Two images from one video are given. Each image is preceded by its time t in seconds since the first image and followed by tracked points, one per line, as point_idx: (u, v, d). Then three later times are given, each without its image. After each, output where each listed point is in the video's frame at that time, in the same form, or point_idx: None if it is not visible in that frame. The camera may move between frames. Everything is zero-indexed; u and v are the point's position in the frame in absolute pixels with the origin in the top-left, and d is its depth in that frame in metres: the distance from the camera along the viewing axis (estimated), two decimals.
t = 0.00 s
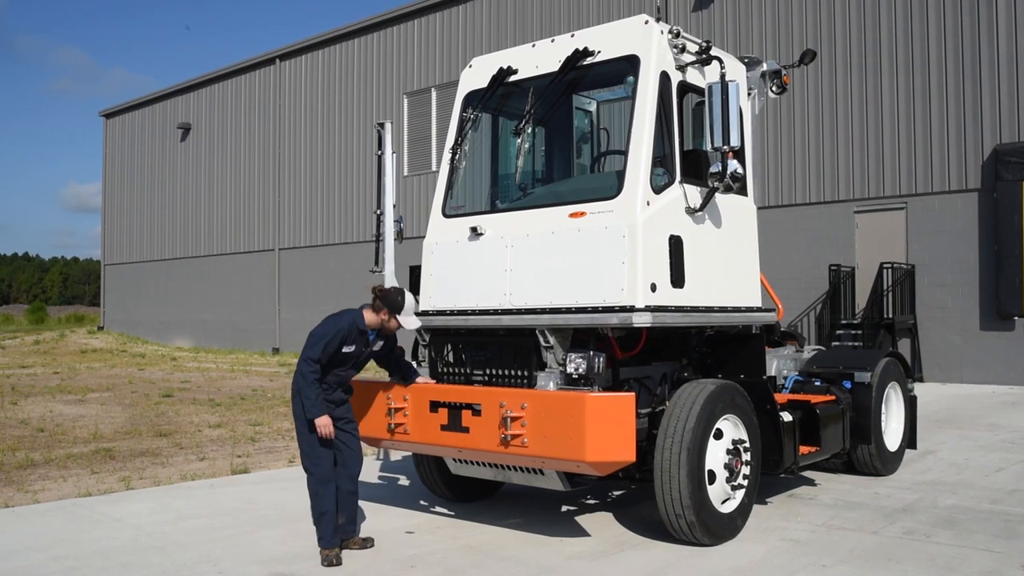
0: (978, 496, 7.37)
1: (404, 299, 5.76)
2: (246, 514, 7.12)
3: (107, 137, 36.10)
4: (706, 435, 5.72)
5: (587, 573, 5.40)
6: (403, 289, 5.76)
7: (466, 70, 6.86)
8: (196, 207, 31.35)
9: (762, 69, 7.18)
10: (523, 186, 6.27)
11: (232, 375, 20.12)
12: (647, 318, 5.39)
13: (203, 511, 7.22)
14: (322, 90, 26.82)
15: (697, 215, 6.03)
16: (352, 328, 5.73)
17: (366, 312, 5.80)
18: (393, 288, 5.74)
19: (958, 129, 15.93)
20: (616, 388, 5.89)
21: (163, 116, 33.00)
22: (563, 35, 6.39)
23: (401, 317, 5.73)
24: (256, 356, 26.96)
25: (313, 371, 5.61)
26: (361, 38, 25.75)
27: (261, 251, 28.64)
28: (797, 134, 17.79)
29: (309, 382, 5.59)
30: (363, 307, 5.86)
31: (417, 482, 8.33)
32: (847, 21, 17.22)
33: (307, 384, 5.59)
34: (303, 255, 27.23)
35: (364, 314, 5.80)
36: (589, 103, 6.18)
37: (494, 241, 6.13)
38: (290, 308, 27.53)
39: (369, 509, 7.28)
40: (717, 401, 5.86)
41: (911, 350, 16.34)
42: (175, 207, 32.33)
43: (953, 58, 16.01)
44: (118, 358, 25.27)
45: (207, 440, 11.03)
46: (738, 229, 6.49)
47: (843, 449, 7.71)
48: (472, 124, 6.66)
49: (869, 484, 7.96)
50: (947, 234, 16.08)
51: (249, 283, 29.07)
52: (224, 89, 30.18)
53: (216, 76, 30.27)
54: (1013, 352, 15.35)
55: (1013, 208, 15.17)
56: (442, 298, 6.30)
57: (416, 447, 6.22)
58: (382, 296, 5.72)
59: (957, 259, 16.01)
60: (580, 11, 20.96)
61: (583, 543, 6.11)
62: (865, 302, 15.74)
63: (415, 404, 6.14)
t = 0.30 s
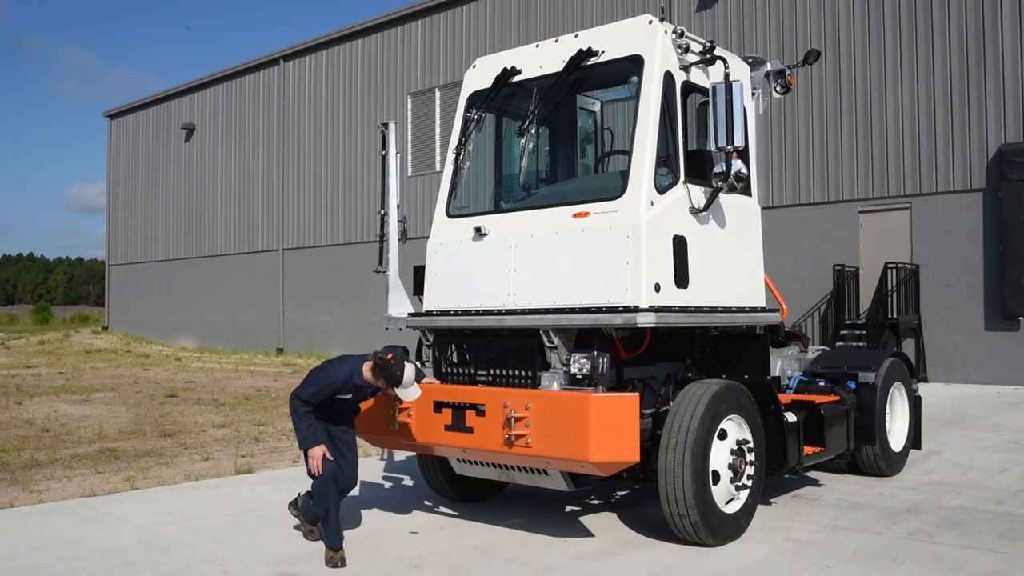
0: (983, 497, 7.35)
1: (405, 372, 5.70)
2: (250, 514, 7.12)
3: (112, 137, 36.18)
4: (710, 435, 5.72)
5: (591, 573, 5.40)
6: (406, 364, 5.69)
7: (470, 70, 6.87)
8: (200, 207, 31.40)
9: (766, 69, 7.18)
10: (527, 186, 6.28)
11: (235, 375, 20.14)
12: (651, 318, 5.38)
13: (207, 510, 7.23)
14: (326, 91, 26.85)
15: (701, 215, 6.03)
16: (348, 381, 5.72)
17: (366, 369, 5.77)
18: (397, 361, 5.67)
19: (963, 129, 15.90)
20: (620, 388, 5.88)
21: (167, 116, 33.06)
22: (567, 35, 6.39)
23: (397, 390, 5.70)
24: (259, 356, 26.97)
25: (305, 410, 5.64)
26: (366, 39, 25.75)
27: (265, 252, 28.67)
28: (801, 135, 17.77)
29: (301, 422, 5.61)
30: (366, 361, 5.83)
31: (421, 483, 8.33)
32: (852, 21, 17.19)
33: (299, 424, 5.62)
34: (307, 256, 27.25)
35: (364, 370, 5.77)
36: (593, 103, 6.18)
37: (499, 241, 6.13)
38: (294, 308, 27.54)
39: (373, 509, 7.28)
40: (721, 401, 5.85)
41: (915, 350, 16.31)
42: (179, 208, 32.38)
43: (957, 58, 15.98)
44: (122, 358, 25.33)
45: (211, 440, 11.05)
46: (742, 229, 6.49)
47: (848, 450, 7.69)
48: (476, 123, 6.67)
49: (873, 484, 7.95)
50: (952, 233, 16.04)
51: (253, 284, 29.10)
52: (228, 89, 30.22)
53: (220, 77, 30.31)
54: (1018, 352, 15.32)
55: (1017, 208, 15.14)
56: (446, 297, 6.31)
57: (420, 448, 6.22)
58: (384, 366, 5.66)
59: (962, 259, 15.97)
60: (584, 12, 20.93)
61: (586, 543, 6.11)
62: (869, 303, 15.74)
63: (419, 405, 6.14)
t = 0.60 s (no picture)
0: (984, 497, 7.34)
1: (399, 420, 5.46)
2: (252, 514, 7.12)
3: (113, 137, 36.20)
4: (711, 435, 5.72)
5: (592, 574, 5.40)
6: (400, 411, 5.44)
7: (472, 70, 6.87)
8: (201, 207, 31.40)
9: (768, 69, 7.18)
10: (528, 186, 6.27)
11: (237, 375, 20.14)
12: (652, 318, 5.37)
13: (209, 511, 7.23)
14: (327, 91, 26.84)
15: (702, 216, 6.03)
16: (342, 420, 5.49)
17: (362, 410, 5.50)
18: (391, 410, 5.41)
19: (964, 129, 15.90)
20: (621, 388, 5.88)
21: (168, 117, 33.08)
22: (568, 35, 6.38)
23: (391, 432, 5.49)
24: (261, 356, 26.96)
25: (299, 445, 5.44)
26: (367, 39, 25.76)
27: (267, 252, 28.68)
28: (803, 134, 17.76)
29: (293, 455, 5.41)
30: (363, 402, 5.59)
31: (422, 483, 8.32)
32: (854, 21, 17.18)
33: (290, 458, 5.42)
34: (308, 255, 27.25)
35: (360, 410, 5.51)
36: (594, 103, 6.17)
37: (500, 242, 6.13)
38: (295, 308, 27.55)
39: (374, 509, 7.29)
40: (723, 401, 5.85)
41: (916, 351, 16.29)
42: (180, 207, 32.40)
43: (959, 59, 15.97)
44: (124, 358, 25.33)
45: (213, 440, 11.05)
46: (743, 229, 6.49)
47: (849, 450, 7.69)
48: (477, 123, 6.67)
49: (874, 484, 7.95)
50: (953, 233, 16.04)
51: (254, 283, 29.11)
52: (230, 89, 30.22)
53: (222, 77, 30.31)
54: (1020, 352, 15.31)
55: (1018, 208, 15.14)
56: (448, 298, 6.31)
57: (422, 448, 6.22)
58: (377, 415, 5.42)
59: (963, 259, 15.97)
60: (586, 12, 20.93)
61: (587, 543, 6.11)
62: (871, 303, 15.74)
63: (420, 405, 6.14)
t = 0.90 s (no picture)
0: (985, 497, 7.34)
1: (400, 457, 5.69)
2: (251, 514, 7.12)
3: (114, 137, 36.20)
4: (711, 435, 5.72)
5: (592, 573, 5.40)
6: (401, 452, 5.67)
7: (472, 70, 6.86)
8: (201, 206, 31.41)
9: (768, 69, 7.18)
10: (528, 186, 6.27)
11: (237, 375, 20.15)
12: (652, 317, 5.37)
13: (209, 510, 7.23)
14: (328, 90, 26.82)
15: (702, 215, 6.03)
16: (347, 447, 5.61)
17: (364, 441, 5.59)
18: (391, 451, 5.63)
19: (965, 128, 15.89)
20: (621, 387, 5.89)
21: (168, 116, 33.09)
22: (568, 35, 6.38)
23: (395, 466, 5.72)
24: (261, 356, 26.95)
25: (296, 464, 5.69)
26: (367, 39, 25.75)
27: (267, 251, 28.67)
28: (803, 134, 17.75)
29: (288, 471, 5.68)
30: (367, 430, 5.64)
31: (422, 483, 8.32)
32: (854, 20, 17.17)
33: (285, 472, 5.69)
34: (308, 255, 27.24)
35: (364, 439, 5.60)
36: (594, 103, 6.17)
37: (500, 241, 6.13)
38: (296, 308, 27.53)
39: (374, 509, 7.29)
40: (723, 400, 5.85)
41: (916, 350, 16.28)
42: (180, 206, 32.39)
43: (959, 58, 15.96)
44: (125, 357, 25.33)
45: (213, 440, 11.05)
46: (743, 229, 6.49)
47: (849, 450, 7.68)
48: (477, 123, 6.67)
49: (874, 484, 7.95)
50: (953, 233, 16.04)
51: (255, 283, 29.11)
52: (230, 88, 30.21)
53: (222, 76, 30.30)
54: (1020, 352, 15.31)
55: (1018, 207, 15.14)
56: (448, 297, 6.31)
57: (422, 448, 6.23)
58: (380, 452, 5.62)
59: (963, 259, 15.97)
60: (586, 11, 20.93)
61: (587, 543, 6.11)
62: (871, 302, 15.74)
63: (420, 405, 6.14)
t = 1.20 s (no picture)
0: (986, 495, 7.33)
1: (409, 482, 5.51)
2: (252, 512, 7.13)
3: (114, 135, 36.21)
4: (712, 433, 5.72)
5: (593, 571, 5.40)
6: (411, 478, 5.49)
7: (473, 68, 6.86)
8: (201, 205, 31.44)
9: (769, 67, 7.17)
10: (529, 184, 6.28)
11: (238, 373, 20.17)
12: (653, 316, 5.39)
13: (210, 508, 7.24)
14: (328, 88, 26.83)
15: (703, 214, 6.03)
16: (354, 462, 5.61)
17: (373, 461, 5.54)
18: (400, 477, 5.46)
19: (965, 125, 15.89)
20: (622, 386, 5.89)
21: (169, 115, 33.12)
22: (569, 33, 6.38)
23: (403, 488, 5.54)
24: (262, 354, 26.96)
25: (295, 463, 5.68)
26: (367, 37, 25.74)
27: (267, 250, 28.69)
28: (803, 132, 17.75)
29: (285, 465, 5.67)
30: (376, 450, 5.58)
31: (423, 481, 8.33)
32: (854, 18, 17.17)
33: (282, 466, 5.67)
34: (309, 253, 27.24)
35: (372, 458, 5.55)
36: (595, 101, 6.16)
37: (501, 239, 6.13)
38: (296, 306, 27.54)
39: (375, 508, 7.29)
40: (723, 398, 5.85)
41: (917, 348, 16.27)
42: (181, 205, 32.42)
43: (959, 56, 15.96)
44: (126, 356, 25.36)
45: (214, 438, 11.06)
46: (744, 226, 6.48)
47: (850, 448, 7.68)
48: (478, 121, 6.67)
49: (875, 482, 7.94)
50: (954, 231, 16.03)
51: (255, 281, 29.12)
52: (230, 87, 30.23)
53: (223, 75, 30.32)
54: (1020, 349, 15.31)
55: (1019, 205, 15.13)
56: (449, 295, 6.31)
57: (423, 446, 6.23)
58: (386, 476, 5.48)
59: (964, 257, 15.97)
60: (587, 9, 20.94)
61: (588, 541, 6.11)
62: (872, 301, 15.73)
63: (421, 403, 6.14)
